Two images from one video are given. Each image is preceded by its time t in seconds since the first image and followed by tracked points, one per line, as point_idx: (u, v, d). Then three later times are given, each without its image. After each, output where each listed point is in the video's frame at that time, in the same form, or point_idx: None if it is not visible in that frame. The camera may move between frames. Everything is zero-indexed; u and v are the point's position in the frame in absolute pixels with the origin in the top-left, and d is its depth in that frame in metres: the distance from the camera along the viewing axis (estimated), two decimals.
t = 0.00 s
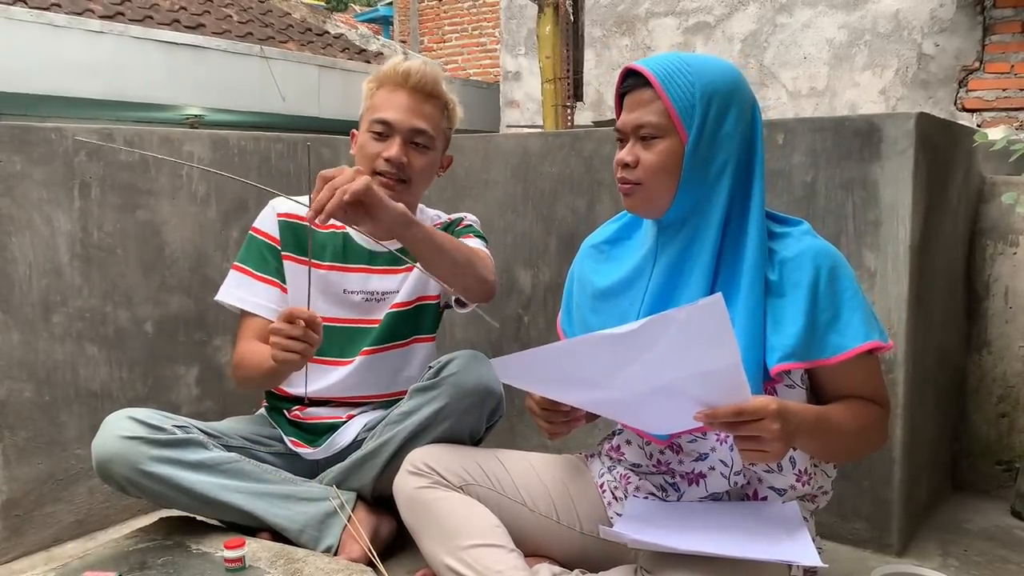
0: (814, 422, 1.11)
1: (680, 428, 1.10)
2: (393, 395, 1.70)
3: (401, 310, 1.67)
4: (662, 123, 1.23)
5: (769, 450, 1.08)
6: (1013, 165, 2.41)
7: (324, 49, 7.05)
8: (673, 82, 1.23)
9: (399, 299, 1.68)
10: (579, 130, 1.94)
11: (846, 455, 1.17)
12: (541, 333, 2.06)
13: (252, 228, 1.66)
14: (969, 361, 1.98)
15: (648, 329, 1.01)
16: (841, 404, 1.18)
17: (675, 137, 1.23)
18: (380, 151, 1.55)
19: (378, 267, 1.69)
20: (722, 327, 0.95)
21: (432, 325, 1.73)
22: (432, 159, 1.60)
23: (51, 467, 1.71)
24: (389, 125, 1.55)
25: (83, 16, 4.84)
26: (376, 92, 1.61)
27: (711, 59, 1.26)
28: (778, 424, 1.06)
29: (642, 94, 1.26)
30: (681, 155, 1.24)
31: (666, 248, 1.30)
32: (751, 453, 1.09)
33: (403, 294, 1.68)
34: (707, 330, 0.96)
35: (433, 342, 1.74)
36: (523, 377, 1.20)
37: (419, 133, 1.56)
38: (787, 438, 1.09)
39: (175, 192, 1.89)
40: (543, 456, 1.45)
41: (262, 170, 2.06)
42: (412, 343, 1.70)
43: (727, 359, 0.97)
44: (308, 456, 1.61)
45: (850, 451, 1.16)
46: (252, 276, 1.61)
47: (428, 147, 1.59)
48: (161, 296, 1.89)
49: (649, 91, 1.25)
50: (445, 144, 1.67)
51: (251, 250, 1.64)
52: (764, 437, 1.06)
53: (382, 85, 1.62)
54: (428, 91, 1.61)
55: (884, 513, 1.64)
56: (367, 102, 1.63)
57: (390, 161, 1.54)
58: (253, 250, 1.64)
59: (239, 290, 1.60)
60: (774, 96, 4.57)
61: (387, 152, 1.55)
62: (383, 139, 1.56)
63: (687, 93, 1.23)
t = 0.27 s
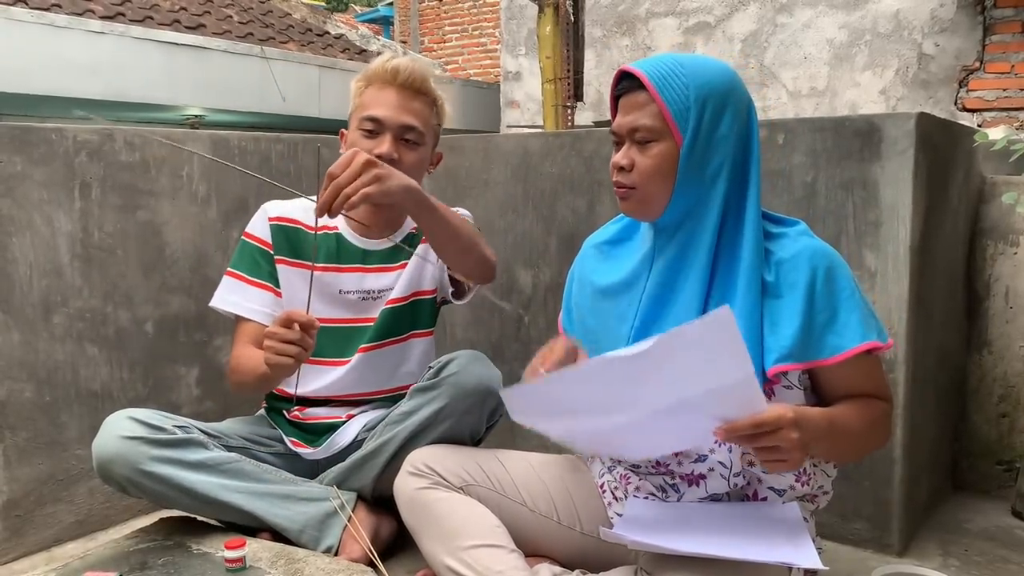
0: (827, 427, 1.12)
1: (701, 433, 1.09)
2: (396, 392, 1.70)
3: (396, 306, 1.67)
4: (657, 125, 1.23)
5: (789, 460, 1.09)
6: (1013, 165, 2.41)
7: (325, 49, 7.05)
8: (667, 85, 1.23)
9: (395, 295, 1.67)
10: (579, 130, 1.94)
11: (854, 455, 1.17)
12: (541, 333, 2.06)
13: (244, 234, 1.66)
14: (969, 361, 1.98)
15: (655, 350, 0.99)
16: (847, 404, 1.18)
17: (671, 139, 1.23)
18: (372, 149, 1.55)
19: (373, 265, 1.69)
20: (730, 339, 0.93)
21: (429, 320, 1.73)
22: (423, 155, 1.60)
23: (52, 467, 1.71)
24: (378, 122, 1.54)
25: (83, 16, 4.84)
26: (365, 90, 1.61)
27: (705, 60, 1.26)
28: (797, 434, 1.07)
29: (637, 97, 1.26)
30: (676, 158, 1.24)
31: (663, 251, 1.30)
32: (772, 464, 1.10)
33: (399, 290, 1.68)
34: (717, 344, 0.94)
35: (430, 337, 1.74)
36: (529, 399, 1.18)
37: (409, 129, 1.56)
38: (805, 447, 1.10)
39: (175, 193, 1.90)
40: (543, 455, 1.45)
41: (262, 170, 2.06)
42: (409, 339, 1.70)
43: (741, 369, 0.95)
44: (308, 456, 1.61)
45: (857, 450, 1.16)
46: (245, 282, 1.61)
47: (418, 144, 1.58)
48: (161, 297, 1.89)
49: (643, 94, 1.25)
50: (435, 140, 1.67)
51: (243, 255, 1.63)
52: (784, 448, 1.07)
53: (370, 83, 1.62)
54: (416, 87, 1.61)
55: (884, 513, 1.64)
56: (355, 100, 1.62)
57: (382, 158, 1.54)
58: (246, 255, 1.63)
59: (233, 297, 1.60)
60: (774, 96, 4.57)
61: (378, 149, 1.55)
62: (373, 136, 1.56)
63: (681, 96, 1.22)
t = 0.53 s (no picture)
0: (836, 432, 1.11)
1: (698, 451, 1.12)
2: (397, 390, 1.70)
3: (392, 305, 1.66)
4: (661, 124, 1.22)
5: (800, 469, 1.08)
6: (1014, 164, 2.41)
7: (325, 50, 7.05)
8: (668, 84, 1.22)
9: (391, 293, 1.67)
10: (581, 130, 1.94)
11: (858, 457, 1.16)
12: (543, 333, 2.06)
13: (237, 241, 1.66)
14: (971, 361, 1.98)
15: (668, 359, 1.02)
16: (852, 405, 1.18)
17: (674, 139, 1.23)
18: (360, 149, 1.54)
19: (368, 265, 1.69)
20: (739, 344, 0.98)
21: (426, 318, 1.72)
22: (411, 153, 1.59)
23: (53, 468, 1.71)
24: (366, 122, 1.54)
25: (85, 17, 4.84)
26: (351, 90, 1.60)
27: (707, 59, 1.25)
28: (809, 442, 1.07)
29: (638, 97, 1.25)
30: (679, 157, 1.23)
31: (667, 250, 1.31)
32: (783, 473, 1.09)
33: (394, 289, 1.68)
34: (728, 350, 0.99)
35: (427, 334, 1.74)
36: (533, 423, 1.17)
37: (396, 128, 1.55)
38: (816, 454, 1.09)
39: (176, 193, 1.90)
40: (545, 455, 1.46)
41: (263, 170, 2.07)
42: (405, 338, 1.70)
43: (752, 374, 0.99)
44: (309, 456, 1.61)
45: (863, 451, 1.16)
46: (238, 288, 1.62)
47: (406, 142, 1.58)
48: (162, 297, 1.89)
49: (645, 94, 1.24)
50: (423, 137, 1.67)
51: (236, 261, 1.64)
52: (796, 456, 1.07)
53: (355, 83, 1.61)
54: (402, 85, 1.60)
55: (886, 512, 1.64)
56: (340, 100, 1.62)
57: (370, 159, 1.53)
58: (240, 262, 1.64)
59: (227, 303, 1.61)
60: (776, 95, 4.57)
61: (366, 149, 1.54)
62: (361, 136, 1.55)
63: (683, 95, 1.22)
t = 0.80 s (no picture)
0: (830, 436, 1.11)
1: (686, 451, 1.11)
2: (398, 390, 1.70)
3: (390, 306, 1.67)
4: (669, 122, 1.22)
5: (787, 473, 1.08)
6: (1016, 164, 2.41)
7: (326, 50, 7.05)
8: (675, 81, 1.22)
9: (388, 294, 1.67)
10: (582, 130, 1.94)
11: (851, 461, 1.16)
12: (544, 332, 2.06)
13: (232, 247, 1.66)
14: (973, 361, 1.98)
15: (659, 357, 1.02)
16: (849, 409, 1.18)
17: (682, 136, 1.23)
18: (349, 151, 1.54)
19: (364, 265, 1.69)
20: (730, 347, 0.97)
21: (424, 317, 1.72)
22: (402, 152, 1.59)
23: (54, 468, 1.71)
24: (353, 123, 1.54)
25: (86, 17, 4.84)
26: (338, 92, 1.60)
27: (717, 57, 1.25)
28: (797, 447, 1.07)
29: (646, 94, 1.25)
30: (684, 155, 1.23)
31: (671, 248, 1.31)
32: (770, 475, 1.10)
33: (392, 289, 1.68)
34: (719, 352, 0.98)
35: (425, 334, 1.74)
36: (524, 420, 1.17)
37: (384, 128, 1.55)
38: (805, 458, 1.09)
39: (178, 193, 1.90)
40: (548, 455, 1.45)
41: (264, 170, 2.07)
42: (404, 338, 1.70)
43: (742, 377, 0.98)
44: (309, 456, 1.61)
45: (857, 456, 1.16)
46: (235, 294, 1.62)
47: (395, 142, 1.57)
48: (163, 297, 1.89)
49: (652, 91, 1.24)
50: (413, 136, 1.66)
51: (232, 267, 1.63)
52: (782, 461, 1.07)
53: (342, 84, 1.61)
54: (389, 84, 1.59)
55: (887, 512, 1.64)
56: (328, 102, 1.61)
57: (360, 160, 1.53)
58: (236, 268, 1.63)
59: (224, 310, 1.61)
60: (777, 95, 4.56)
61: (355, 151, 1.54)
62: (350, 139, 1.55)
63: (691, 91, 1.22)
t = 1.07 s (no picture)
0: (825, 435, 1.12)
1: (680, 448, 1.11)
2: (398, 390, 1.70)
3: (388, 308, 1.66)
4: (650, 130, 1.23)
5: (780, 472, 1.08)
6: (1017, 164, 2.40)
7: (326, 50, 7.04)
8: (655, 88, 1.23)
9: (386, 295, 1.67)
10: (583, 130, 1.94)
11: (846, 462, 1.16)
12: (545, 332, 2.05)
13: (228, 250, 1.67)
14: (973, 361, 1.98)
15: (650, 357, 1.01)
16: (848, 409, 1.18)
17: (662, 143, 1.23)
18: (342, 154, 1.54)
19: (362, 267, 1.69)
20: (720, 348, 0.96)
21: (423, 317, 1.72)
22: (395, 152, 1.58)
23: (55, 468, 1.71)
24: (345, 125, 1.54)
25: (87, 18, 4.84)
26: (328, 93, 1.59)
27: (700, 58, 1.24)
28: (788, 446, 1.06)
29: (631, 101, 1.27)
30: (669, 162, 1.24)
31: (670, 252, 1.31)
32: (760, 474, 1.10)
33: (389, 290, 1.67)
34: (709, 353, 0.97)
35: (424, 335, 1.73)
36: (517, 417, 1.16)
37: (375, 129, 1.55)
38: (797, 457, 1.09)
39: (178, 193, 1.90)
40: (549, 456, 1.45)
41: (265, 171, 2.07)
42: (403, 339, 1.70)
43: (733, 377, 0.98)
44: (309, 457, 1.61)
45: (853, 457, 1.16)
46: (232, 297, 1.62)
47: (388, 141, 1.57)
48: (164, 297, 1.89)
49: (636, 98, 1.26)
50: (407, 135, 1.66)
51: (229, 271, 1.64)
52: (774, 460, 1.07)
53: (332, 86, 1.61)
54: (380, 84, 1.59)
55: (888, 512, 1.64)
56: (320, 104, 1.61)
57: (352, 162, 1.53)
58: (232, 271, 1.64)
59: (221, 314, 1.61)
60: (777, 95, 4.56)
61: (348, 152, 1.54)
62: (343, 140, 1.55)
63: (672, 98, 1.22)
